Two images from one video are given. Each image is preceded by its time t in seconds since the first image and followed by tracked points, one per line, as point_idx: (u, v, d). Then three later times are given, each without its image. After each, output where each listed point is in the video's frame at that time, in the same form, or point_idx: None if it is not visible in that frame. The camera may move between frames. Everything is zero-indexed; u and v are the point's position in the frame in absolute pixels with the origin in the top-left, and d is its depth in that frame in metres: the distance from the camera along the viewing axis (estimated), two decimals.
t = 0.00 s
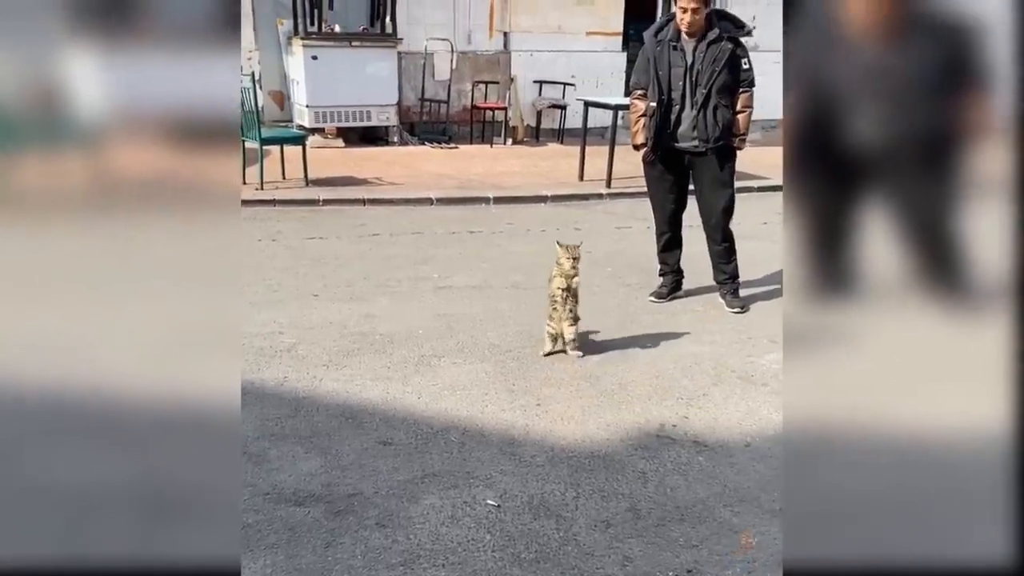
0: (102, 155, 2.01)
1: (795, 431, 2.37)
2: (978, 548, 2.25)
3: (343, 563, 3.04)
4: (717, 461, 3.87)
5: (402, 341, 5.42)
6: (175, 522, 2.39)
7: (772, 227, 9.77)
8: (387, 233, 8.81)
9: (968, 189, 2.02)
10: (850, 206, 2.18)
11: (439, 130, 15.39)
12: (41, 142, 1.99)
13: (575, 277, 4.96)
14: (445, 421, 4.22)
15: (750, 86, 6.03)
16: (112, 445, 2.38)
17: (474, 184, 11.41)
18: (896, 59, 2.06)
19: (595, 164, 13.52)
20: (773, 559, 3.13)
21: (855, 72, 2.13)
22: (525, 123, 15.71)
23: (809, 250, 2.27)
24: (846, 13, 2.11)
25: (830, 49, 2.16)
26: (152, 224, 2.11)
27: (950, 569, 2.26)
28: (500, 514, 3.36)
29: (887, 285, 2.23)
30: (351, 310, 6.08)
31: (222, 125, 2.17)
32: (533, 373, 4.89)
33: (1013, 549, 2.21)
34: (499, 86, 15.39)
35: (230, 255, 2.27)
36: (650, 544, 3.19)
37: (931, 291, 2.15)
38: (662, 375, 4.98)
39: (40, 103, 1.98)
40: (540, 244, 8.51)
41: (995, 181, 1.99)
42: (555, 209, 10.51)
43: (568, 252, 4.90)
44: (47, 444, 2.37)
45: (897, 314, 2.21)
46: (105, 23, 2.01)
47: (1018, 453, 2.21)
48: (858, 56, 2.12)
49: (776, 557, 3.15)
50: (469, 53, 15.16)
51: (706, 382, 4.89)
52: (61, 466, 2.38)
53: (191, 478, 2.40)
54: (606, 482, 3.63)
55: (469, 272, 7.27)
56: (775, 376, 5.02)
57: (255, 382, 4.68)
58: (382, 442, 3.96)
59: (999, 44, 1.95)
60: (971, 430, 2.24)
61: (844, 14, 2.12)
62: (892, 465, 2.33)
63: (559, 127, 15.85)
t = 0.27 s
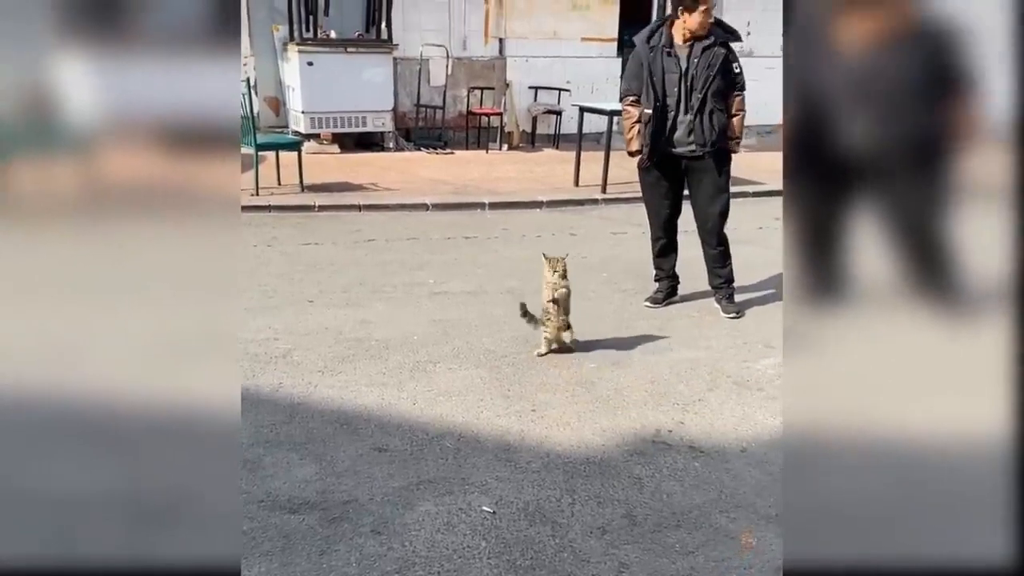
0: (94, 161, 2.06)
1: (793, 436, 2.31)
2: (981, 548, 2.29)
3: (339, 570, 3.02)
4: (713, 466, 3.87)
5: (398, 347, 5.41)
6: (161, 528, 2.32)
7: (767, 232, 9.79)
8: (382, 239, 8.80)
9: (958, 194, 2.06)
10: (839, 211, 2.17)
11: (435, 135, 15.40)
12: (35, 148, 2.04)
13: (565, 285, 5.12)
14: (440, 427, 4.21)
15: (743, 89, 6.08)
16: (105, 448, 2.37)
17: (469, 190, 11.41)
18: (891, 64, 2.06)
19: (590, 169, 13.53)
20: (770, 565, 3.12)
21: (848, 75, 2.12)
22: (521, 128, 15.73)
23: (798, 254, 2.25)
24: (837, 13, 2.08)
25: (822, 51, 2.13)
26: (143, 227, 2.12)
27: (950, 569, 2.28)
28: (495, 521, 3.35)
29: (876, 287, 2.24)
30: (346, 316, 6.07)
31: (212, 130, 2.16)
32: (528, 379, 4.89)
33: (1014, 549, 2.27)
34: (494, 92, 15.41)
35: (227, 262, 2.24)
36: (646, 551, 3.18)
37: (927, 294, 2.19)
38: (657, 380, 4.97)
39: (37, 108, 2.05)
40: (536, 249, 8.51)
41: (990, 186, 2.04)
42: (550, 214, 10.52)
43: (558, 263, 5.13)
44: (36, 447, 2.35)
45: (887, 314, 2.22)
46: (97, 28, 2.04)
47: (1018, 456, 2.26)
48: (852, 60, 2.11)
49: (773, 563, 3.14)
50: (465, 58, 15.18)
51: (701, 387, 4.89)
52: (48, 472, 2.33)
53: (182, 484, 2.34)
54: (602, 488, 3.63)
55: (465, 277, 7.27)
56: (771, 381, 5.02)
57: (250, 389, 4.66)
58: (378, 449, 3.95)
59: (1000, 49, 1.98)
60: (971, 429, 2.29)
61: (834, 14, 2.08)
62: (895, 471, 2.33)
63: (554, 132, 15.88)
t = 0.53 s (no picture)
0: (85, 165, 2.06)
1: (795, 436, 2.30)
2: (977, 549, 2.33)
3: None
4: (710, 471, 3.86)
5: (394, 352, 5.40)
6: (158, 533, 2.33)
7: (763, 237, 9.80)
8: (378, 244, 8.79)
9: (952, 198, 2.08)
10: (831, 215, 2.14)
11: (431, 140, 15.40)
12: (25, 152, 2.04)
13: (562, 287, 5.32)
14: (436, 433, 4.19)
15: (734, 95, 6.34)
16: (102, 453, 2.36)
17: (465, 195, 11.41)
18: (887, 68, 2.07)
19: (586, 174, 13.55)
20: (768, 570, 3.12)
21: (845, 75, 2.10)
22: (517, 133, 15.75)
23: (791, 257, 2.20)
24: (836, 11, 2.06)
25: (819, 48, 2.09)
26: (139, 233, 2.15)
27: (950, 569, 2.32)
28: (492, 527, 3.33)
29: (868, 292, 2.21)
30: (342, 321, 6.06)
31: (205, 136, 2.15)
32: (525, 384, 4.88)
33: (1012, 549, 2.32)
34: (490, 97, 15.43)
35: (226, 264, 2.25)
36: (644, 557, 3.17)
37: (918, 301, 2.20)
38: (654, 385, 4.97)
39: (28, 115, 2.04)
40: (532, 254, 8.51)
41: (985, 192, 2.07)
42: (547, 219, 10.52)
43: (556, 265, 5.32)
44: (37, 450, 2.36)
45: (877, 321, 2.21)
46: (86, 34, 2.04)
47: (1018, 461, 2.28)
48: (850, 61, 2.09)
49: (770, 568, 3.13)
50: (461, 64, 15.20)
51: (698, 392, 4.88)
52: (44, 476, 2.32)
53: (182, 490, 2.36)
54: (600, 493, 3.62)
55: (461, 282, 7.27)
56: (767, 385, 5.02)
57: (245, 395, 4.64)
58: (374, 455, 3.93)
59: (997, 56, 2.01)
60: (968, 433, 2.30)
61: (834, 13, 2.07)
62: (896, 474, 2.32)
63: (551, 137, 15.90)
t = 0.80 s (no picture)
0: (77, 173, 2.08)
1: (795, 438, 2.59)
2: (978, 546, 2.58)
3: None
4: (708, 476, 3.86)
5: (391, 357, 5.39)
6: (163, 539, 2.41)
7: (760, 241, 9.80)
8: (374, 249, 8.78)
9: (944, 199, 2.42)
10: (835, 216, 2.52)
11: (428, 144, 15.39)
12: (17, 159, 2.07)
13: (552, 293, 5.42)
14: (434, 439, 4.18)
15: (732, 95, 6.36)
16: (104, 455, 2.44)
17: (462, 199, 11.40)
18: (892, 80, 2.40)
19: (583, 178, 13.55)
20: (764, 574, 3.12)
21: (856, 88, 2.45)
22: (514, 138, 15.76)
23: (794, 260, 2.57)
24: (835, 17, 2.38)
25: (832, 60, 2.43)
26: (139, 240, 2.19)
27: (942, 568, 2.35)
28: (489, 534, 3.32)
29: (869, 289, 2.57)
30: (338, 326, 6.04)
31: (198, 140, 2.18)
32: (522, 389, 4.87)
33: (1012, 550, 2.54)
34: (486, 102, 15.44)
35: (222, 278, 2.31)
36: (641, 563, 3.16)
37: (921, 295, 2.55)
38: (652, 389, 4.96)
39: (23, 121, 2.07)
40: (529, 258, 8.50)
41: (982, 193, 2.38)
42: (544, 223, 10.52)
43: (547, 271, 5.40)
44: (36, 454, 2.42)
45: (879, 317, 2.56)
46: (80, 42, 2.09)
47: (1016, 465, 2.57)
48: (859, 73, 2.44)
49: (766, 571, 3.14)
50: (457, 68, 15.21)
51: (696, 396, 4.88)
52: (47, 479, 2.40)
53: (189, 497, 2.45)
54: (598, 499, 3.61)
55: (458, 287, 7.26)
56: (765, 390, 5.02)
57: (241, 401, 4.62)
58: (371, 461, 3.92)
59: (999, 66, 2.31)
60: (974, 430, 2.58)
61: (835, 19, 2.38)
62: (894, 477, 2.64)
63: (547, 142, 15.90)
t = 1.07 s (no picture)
0: (70, 181, 2.05)
1: (796, 445, 2.32)
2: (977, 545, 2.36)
3: None
4: (706, 482, 3.85)
5: (388, 363, 5.38)
6: (162, 544, 2.42)
7: (756, 246, 9.82)
8: (371, 255, 8.77)
9: (945, 210, 2.00)
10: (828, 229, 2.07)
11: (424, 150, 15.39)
12: (8, 167, 2.04)
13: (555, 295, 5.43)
14: (432, 445, 4.17)
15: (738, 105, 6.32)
16: (99, 467, 2.40)
17: (459, 205, 11.40)
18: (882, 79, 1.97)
19: (579, 184, 13.57)
20: None
21: (840, 88, 1.99)
22: (510, 144, 15.79)
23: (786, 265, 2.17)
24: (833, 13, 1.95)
25: (820, 56, 1.98)
26: (135, 246, 2.16)
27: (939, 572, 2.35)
28: (487, 540, 3.31)
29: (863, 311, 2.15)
30: (335, 333, 6.03)
31: (193, 147, 2.15)
32: (520, 395, 4.86)
33: (1013, 549, 2.32)
34: (483, 108, 15.47)
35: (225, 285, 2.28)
36: (639, 569, 3.15)
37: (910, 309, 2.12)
38: (649, 395, 4.96)
39: (13, 127, 2.04)
40: (526, 264, 8.50)
41: (981, 202, 1.99)
42: (540, 229, 10.52)
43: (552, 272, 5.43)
44: (27, 468, 2.35)
45: (861, 330, 2.15)
46: (71, 49, 2.04)
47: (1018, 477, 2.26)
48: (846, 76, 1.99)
49: None
50: (453, 74, 15.22)
51: (693, 402, 4.88)
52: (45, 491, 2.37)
53: (199, 510, 2.46)
54: (595, 505, 3.60)
55: (455, 293, 7.25)
56: (762, 395, 5.02)
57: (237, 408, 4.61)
58: (367, 468, 3.91)
59: (999, 66, 1.91)
60: (974, 439, 2.25)
61: (833, 15, 1.96)
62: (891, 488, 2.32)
63: (543, 147, 15.92)
